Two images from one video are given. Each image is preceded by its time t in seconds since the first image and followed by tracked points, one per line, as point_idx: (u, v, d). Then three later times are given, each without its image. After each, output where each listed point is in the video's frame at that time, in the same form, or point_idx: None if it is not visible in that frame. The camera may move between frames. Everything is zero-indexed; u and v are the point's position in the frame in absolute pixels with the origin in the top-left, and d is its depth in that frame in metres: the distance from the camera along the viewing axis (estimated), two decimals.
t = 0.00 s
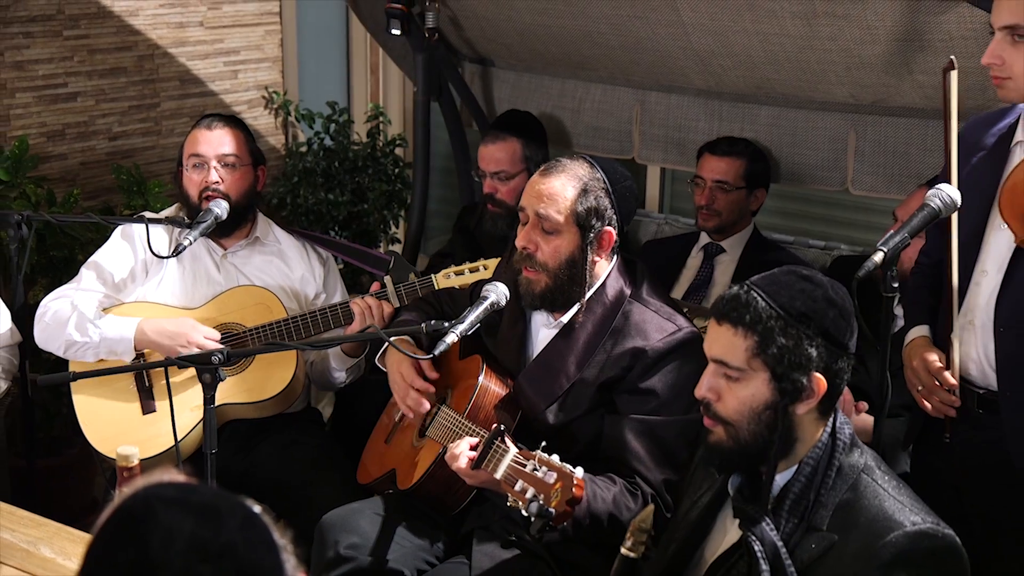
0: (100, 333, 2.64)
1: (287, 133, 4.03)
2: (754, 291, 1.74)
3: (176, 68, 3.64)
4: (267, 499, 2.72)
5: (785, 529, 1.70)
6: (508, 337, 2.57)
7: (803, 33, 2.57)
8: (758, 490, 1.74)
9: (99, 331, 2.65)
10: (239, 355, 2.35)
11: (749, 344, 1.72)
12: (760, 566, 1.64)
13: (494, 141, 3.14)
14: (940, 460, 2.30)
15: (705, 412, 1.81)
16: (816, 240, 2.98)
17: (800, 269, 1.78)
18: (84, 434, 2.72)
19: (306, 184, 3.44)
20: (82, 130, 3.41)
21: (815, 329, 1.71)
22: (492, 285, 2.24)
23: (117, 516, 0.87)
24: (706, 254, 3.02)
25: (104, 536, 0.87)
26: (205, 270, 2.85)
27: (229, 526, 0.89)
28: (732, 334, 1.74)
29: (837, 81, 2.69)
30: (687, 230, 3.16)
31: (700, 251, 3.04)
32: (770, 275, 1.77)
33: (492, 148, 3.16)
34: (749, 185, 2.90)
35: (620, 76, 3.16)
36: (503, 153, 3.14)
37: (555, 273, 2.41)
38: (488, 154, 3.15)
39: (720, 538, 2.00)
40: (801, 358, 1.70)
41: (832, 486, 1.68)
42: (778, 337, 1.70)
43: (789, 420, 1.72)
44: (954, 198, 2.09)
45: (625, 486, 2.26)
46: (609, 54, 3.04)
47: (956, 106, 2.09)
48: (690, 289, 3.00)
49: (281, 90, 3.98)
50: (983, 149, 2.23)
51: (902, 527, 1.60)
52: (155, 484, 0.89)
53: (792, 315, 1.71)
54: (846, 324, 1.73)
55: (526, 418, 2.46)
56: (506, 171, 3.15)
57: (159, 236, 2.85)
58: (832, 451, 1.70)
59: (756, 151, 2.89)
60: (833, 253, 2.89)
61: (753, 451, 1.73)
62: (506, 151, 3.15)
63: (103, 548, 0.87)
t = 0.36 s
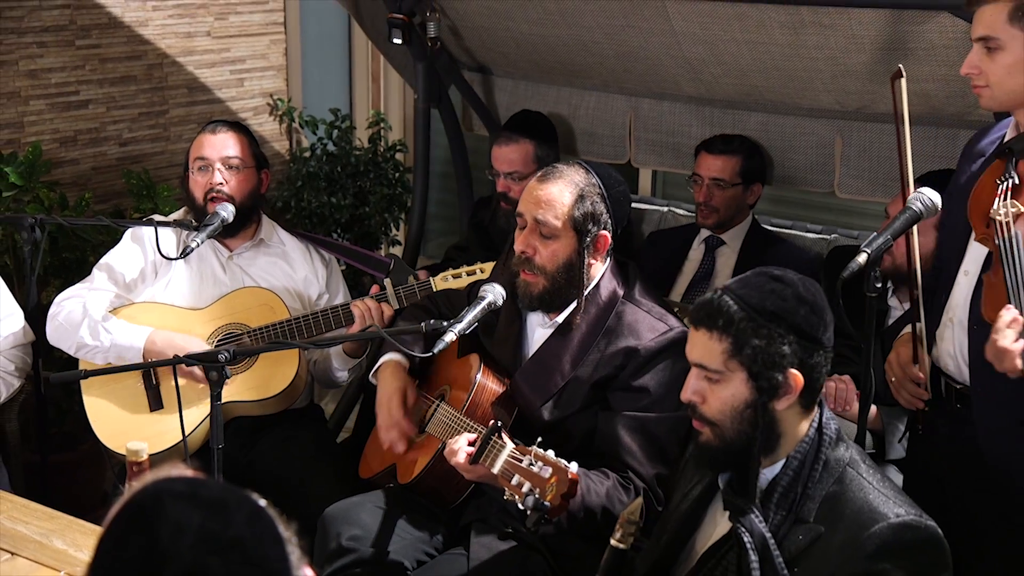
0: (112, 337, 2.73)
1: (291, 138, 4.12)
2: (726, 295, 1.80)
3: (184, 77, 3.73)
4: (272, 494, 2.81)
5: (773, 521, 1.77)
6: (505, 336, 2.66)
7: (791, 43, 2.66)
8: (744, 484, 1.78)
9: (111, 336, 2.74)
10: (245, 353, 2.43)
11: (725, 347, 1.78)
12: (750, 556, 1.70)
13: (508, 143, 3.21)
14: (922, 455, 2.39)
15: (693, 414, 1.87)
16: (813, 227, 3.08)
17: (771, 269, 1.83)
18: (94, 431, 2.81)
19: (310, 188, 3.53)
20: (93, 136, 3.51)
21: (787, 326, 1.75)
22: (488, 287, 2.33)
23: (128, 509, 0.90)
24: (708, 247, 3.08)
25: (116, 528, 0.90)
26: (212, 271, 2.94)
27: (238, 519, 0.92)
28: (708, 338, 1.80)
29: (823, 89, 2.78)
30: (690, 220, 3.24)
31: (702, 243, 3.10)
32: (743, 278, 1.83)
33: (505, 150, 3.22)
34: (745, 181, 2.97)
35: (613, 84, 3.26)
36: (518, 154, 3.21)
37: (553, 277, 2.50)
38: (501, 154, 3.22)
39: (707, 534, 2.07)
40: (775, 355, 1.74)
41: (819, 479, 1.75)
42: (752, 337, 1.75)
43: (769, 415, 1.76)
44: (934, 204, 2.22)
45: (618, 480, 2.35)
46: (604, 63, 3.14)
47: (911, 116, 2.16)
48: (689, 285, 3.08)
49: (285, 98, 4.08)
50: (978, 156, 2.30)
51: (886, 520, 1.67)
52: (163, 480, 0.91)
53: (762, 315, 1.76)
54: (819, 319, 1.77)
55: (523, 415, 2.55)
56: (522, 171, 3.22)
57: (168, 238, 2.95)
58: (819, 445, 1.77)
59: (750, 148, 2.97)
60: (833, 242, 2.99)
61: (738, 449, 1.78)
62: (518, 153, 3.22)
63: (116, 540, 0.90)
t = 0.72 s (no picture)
0: (122, 341, 2.82)
1: (295, 143, 4.22)
2: (708, 297, 1.88)
3: (191, 84, 3.83)
4: (277, 488, 2.89)
5: (755, 516, 1.85)
6: (503, 335, 2.75)
7: (779, 51, 2.75)
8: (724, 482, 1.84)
9: (122, 338, 2.83)
10: (251, 352, 2.51)
11: (706, 347, 1.86)
12: (731, 550, 1.78)
13: (509, 148, 3.30)
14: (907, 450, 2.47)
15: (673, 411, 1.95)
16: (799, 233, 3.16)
17: (750, 273, 1.91)
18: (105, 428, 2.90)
19: (313, 192, 3.62)
20: (104, 142, 3.60)
21: (765, 328, 1.84)
22: (487, 286, 2.42)
23: (138, 503, 0.96)
24: (697, 249, 3.17)
25: (129, 523, 0.96)
26: (218, 272, 3.03)
27: (243, 511, 0.97)
28: (689, 338, 1.88)
29: (809, 96, 2.88)
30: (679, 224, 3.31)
31: (690, 246, 3.19)
32: (724, 281, 1.91)
33: (506, 154, 3.31)
34: (733, 189, 3.06)
35: (606, 91, 3.36)
36: (518, 159, 3.30)
37: (545, 277, 2.58)
38: (501, 158, 3.31)
39: (694, 528, 2.14)
40: (754, 356, 1.83)
41: (797, 474, 1.83)
42: (731, 339, 1.83)
43: (747, 413, 1.85)
44: (916, 206, 2.30)
45: (613, 475, 2.43)
46: (597, 71, 3.25)
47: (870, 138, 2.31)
48: (677, 288, 3.17)
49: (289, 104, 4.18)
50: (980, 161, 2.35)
51: (863, 511, 1.75)
52: (173, 475, 0.98)
53: (741, 317, 1.84)
54: (797, 322, 1.86)
55: (520, 411, 2.64)
56: (521, 175, 3.31)
57: (175, 240, 3.03)
58: (797, 441, 1.85)
59: (739, 154, 3.06)
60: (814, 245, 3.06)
61: (715, 446, 1.87)
62: (519, 157, 3.31)
63: (128, 534, 0.95)
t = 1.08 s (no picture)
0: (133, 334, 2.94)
1: (300, 150, 4.35)
2: (733, 287, 1.97)
3: (201, 93, 3.95)
4: (284, 482, 3.00)
5: (752, 504, 1.91)
6: (502, 332, 2.87)
7: (763, 60, 2.88)
8: (727, 467, 1.94)
9: (132, 334, 2.94)
10: (258, 350, 2.62)
11: (727, 332, 1.95)
12: (729, 538, 1.86)
13: (493, 159, 3.42)
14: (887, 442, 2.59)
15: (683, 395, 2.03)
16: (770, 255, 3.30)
17: (774, 269, 2.02)
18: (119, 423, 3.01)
19: (318, 197, 3.73)
20: (117, 149, 3.72)
21: (785, 322, 1.94)
22: (484, 287, 2.54)
23: (149, 495, 1.03)
24: (674, 259, 3.31)
25: (141, 515, 1.02)
26: (226, 273, 3.15)
27: (251, 502, 1.03)
28: (711, 324, 1.96)
29: (793, 104, 3.01)
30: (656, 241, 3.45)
31: (668, 256, 3.33)
32: (748, 274, 2.01)
33: (493, 165, 3.43)
34: (713, 202, 3.20)
35: (599, 99, 3.50)
36: (502, 170, 3.42)
37: (540, 277, 2.70)
38: (486, 168, 3.44)
39: (692, 514, 2.21)
40: (772, 347, 1.92)
41: (794, 466, 1.89)
42: (752, 327, 1.93)
43: (760, 401, 1.93)
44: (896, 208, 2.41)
45: (606, 468, 2.53)
46: (590, 79, 3.39)
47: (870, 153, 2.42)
48: (657, 289, 3.30)
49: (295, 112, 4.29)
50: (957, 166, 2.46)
51: (857, 504, 1.82)
52: (181, 470, 1.05)
53: (764, 309, 1.94)
54: (813, 321, 1.97)
55: (517, 407, 2.75)
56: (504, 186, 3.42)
57: (185, 242, 3.15)
58: (795, 434, 1.91)
59: (719, 172, 3.19)
60: (786, 263, 3.20)
61: (724, 430, 1.95)
62: (502, 168, 3.43)
63: (140, 524, 1.02)
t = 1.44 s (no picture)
0: (138, 330, 2.99)
1: (302, 153, 4.42)
2: (683, 302, 1.94)
3: (206, 97, 4.02)
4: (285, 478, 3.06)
5: (738, 501, 1.92)
6: (499, 331, 2.92)
7: (754, 65, 2.95)
8: (712, 470, 1.94)
9: (137, 330, 3.00)
10: (262, 348, 2.68)
11: (684, 349, 1.92)
12: (717, 535, 1.86)
13: (481, 163, 3.49)
14: (877, 440, 2.65)
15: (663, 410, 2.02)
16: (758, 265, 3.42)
17: (723, 274, 1.98)
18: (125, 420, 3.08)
19: (320, 199, 3.80)
20: (124, 152, 3.79)
21: (738, 328, 1.89)
22: (483, 287, 2.60)
23: (167, 491, 1.05)
24: (664, 262, 3.39)
25: (160, 511, 1.04)
26: (230, 273, 3.22)
27: (270, 498, 1.06)
28: (669, 342, 1.94)
29: (784, 108, 3.09)
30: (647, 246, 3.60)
31: (659, 260, 3.42)
32: (699, 285, 1.98)
33: (481, 168, 3.51)
34: (704, 205, 3.27)
35: (594, 103, 3.58)
36: (490, 172, 3.49)
37: (524, 278, 2.75)
38: (475, 172, 3.50)
39: (681, 512, 2.20)
40: (730, 355, 1.89)
41: (779, 463, 1.90)
42: (709, 339, 1.90)
43: (728, 408, 1.91)
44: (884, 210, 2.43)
45: (602, 464, 2.57)
46: (585, 83, 3.47)
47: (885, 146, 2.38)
48: (648, 288, 3.38)
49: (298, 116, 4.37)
50: (924, 167, 2.56)
51: (841, 499, 1.84)
52: (197, 466, 1.08)
53: (716, 319, 1.90)
54: (769, 318, 1.91)
55: (514, 405, 2.80)
56: (493, 189, 3.50)
57: (190, 243, 3.22)
58: (779, 431, 1.92)
59: (705, 175, 3.27)
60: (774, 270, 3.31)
61: (703, 441, 1.94)
62: (491, 172, 3.50)
63: (160, 522, 1.04)
